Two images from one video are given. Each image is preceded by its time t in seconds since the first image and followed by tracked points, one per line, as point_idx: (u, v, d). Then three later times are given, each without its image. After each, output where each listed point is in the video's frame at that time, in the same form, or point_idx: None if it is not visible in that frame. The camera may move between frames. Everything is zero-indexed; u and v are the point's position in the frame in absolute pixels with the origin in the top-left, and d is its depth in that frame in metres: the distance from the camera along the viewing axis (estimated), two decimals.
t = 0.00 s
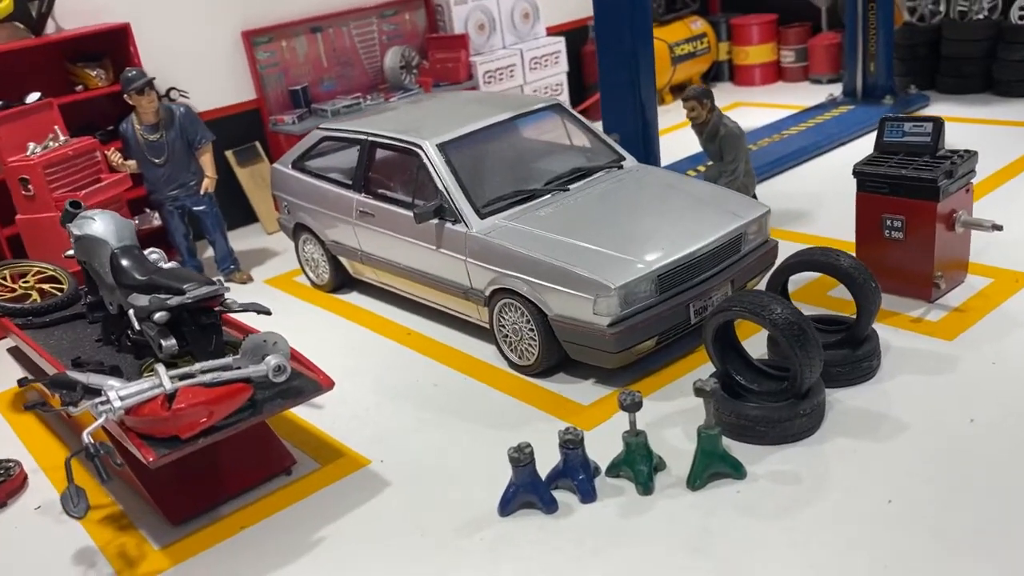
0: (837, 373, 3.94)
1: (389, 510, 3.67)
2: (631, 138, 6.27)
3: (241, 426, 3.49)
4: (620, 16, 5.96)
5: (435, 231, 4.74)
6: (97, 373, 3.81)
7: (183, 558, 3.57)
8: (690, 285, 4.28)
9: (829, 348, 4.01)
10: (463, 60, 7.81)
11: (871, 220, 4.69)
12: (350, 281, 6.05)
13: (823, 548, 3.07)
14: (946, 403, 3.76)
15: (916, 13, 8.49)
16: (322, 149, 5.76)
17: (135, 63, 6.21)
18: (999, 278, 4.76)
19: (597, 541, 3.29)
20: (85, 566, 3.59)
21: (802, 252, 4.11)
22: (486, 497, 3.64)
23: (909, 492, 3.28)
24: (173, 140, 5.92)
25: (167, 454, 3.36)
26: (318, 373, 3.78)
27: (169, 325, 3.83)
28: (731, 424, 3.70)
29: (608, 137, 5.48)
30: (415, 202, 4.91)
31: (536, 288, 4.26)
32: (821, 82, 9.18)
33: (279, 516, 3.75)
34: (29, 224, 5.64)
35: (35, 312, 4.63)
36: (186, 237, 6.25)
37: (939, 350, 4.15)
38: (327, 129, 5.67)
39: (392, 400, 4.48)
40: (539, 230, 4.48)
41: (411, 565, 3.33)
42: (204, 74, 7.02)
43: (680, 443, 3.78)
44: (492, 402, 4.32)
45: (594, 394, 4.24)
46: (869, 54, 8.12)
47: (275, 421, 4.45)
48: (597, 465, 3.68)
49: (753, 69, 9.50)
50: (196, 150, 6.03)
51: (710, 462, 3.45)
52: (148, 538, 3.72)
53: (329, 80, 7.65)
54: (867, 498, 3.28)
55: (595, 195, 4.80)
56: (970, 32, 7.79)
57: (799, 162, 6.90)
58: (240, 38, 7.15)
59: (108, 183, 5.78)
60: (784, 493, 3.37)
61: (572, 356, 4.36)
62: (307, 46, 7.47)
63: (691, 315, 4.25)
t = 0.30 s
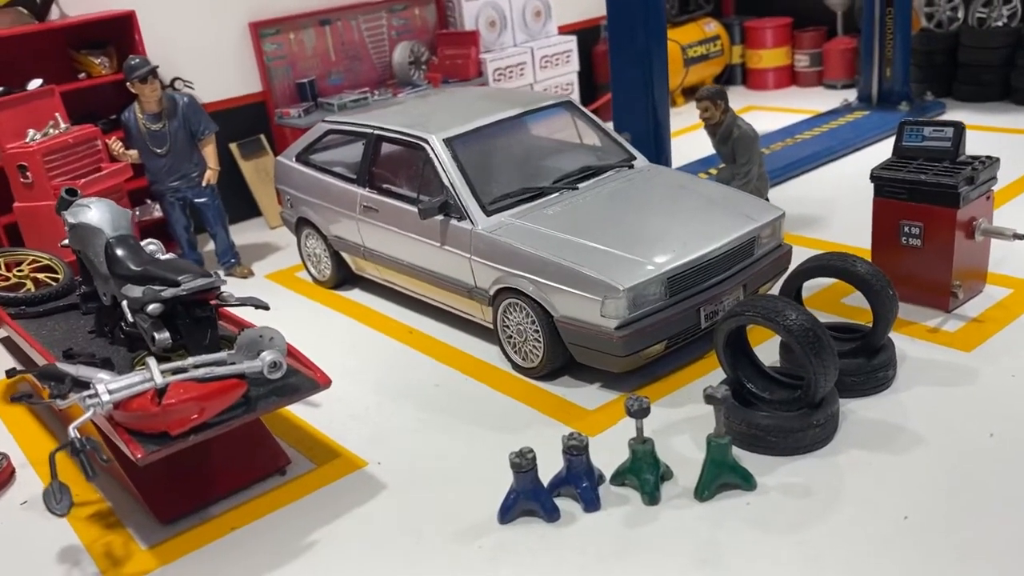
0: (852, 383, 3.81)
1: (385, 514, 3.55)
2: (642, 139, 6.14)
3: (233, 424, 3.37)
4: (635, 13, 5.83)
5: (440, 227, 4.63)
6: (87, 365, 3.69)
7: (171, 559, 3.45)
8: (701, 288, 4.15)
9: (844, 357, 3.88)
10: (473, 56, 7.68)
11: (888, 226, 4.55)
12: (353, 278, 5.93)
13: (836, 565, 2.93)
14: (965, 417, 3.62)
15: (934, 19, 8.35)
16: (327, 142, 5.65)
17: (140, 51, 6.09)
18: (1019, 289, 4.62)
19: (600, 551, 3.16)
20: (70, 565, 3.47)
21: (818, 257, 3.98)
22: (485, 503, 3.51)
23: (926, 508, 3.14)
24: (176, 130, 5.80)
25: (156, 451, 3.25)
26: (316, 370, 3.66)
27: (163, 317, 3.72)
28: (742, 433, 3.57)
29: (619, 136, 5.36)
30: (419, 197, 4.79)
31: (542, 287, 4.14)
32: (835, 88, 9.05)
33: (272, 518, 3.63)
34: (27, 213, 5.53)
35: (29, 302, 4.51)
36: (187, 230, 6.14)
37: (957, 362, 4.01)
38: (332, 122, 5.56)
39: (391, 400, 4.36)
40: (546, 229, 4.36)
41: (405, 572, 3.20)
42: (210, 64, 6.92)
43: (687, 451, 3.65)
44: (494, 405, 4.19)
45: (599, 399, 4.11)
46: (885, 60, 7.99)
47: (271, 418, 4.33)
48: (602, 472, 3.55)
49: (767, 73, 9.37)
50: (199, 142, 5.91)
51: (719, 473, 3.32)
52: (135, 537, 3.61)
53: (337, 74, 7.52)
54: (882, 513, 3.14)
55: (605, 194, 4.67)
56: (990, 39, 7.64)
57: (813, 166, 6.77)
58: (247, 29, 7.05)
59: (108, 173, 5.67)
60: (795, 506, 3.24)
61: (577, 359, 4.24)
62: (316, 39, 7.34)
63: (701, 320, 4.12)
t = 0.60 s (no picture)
0: (869, 396, 3.64)
1: (377, 517, 3.38)
2: (655, 139, 5.98)
3: (220, 417, 3.21)
4: (651, 10, 5.69)
5: (444, 221, 4.47)
6: (71, 352, 3.53)
7: (151, 557, 3.29)
8: (714, 292, 3.98)
9: (861, 367, 3.71)
10: (484, 52, 7.53)
11: (909, 234, 4.38)
12: (353, 273, 5.77)
13: None
14: (987, 434, 3.45)
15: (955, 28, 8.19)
16: (331, 132, 5.50)
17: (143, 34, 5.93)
18: None
19: (602, 564, 2.99)
20: (45, 560, 3.31)
21: (837, 263, 3.82)
22: (483, 508, 3.34)
23: (949, 528, 2.97)
24: (177, 116, 5.65)
25: (138, 443, 3.09)
26: (309, 364, 3.50)
27: (152, 304, 3.56)
28: (754, 444, 3.40)
29: (631, 133, 5.20)
30: (424, 190, 4.64)
31: (548, 286, 3.98)
32: (851, 96, 8.89)
33: (258, 517, 3.47)
34: (21, 195, 5.37)
35: (16, 285, 4.34)
36: (185, 218, 5.99)
37: (979, 377, 3.84)
38: (337, 112, 5.40)
39: (388, 398, 4.20)
40: (554, 225, 4.21)
41: None
42: (215, 51, 6.77)
43: (695, 461, 3.49)
44: (494, 406, 4.02)
45: (605, 404, 3.94)
46: (904, 68, 7.82)
47: (263, 413, 4.17)
48: (605, 481, 3.39)
49: (781, 80, 9.22)
50: (200, 128, 5.76)
51: (730, 485, 3.15)
52: (115, 533, 3.45)
53: (344, 66, 7.37)
54: (902, 532, 2.97)
55: (617, 192, 4.51)
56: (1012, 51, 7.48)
57: (828, 174, 6.61)
58: (254, 17, 6.90)
59: (106, 157, 5.52)
60: (810, 522, 3.07)
61: (583, 362, 4.07)
62: (324, 30, 7.21)
63: (713, 325, 3.96)
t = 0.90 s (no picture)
0: (882, 401, 3.47)
1: (362, 513, 3.22)
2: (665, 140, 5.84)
3: (200, 403, 3.07)
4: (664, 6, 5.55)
5: (444, 213, 4.33)
6: (50, 333, 3.39)
7: (124, 548, 3.14)
8: (721, 290, 3.83)
9: (874, 371, 3.55)
10: (492, 51, 7.41)
11: (926, 237, 4.22)
12: (351, 268, 5.63)
13: None
14: (1006, 442, 3.28)
15: (973, 39, 8.04)
16: (333, 123, 5.37)
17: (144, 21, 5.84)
18: None
19: (596, 567, 2.83)
20: (14, 549, 3.17)
21: (851, 262, 3.66)
22: (473, 507, 3.18)
23: (965, 539, 2.80)
24: (175, 104, 5.53)
25: (112, 427, 2.94)
26: (297, 352, 3.35)
27: (135, 286, 3.43)
28: (760, 446, 3.24)
29: (640, 130, 5.05)
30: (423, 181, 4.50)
31: (549, 279, 3.82)
32: (865, 106, 8.74)
33: (239, 510, 3.31)
34: (13, 179, 5.25)
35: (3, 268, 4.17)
36: (182, 209, 5.86)
37: (997, 384, 3.68)
38: (338, 101, 5.27)
39: (381, 392, 4.04)
40: (557, 218, 4.06)
41: None
42: (219, 42, 6.66)
43: (698, 464, 3.33)
44: (490, 403, 3.87)
45: (605, 404, 3.78)
46: (920, 77, 7.70)
47: (251, 405, 4.03)
48: (603, 481, 3.23)
49: (795, 89, 9.09)
50: (199, 117, 5.64)
51: (733, 488, 2.99)
52: (89, 523, 3.30)
53: (350, 62, 7.26)
54: (914, 542, 2.80)
55: (623, 187, 4.37)
56: None
57: (841, 181, 6.45)
58: (260, 9, 6.79)
59: (101, 143, 5.40)
60: (817, 529, 2.90)
61: (583, 360, 3.91)
62: (330, 24, 7.08)
63: (720, 324, 3.79)
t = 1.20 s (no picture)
0: (889, 407, 3.32)
1: (342, 509, 3.09)
2: (673, 140, 5.72)
3: (176, 389, 2.95)
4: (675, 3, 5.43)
5: (441, 205, 4.21)
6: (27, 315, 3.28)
7: (93, 539, 3.02)
8: (724, 289, 3.69)
9: (880, 377, 3.40)
10: (501, 49, 7.30)
11: (938, 241, 4.07)
12: (348, 263, 5.52)
13: None
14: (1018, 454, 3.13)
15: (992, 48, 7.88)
16: (333, 114, 5.26)
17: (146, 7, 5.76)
18: None
19: (584, 571, 2.69)
20: None
21: (860, 263, 3.52)
22: (458, 506, 3.05)
23: (973, 552, 2.65)
24: (174, 91, 5.43)
25: (82, 411, 2.82)
26: (280, 340, 3.22)
27: (116, 268, 3.31)
28: (759, 451, 3.10)
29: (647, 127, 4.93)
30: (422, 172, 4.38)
31: (546, 274, 3.69)
32: (879, 116, 8.59)
33: (215, 503, 3.19)
34: (6, 163, 5.15)
35: None
36: (179, 199, 5.76)
37: (1009, 394, 3.52)
38: (339, 91, 5.17)
39: (369, 386, 3.92)
40: (556, 212, 3.93)
41: None
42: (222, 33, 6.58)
43: (694, 468, 3.19)
44: (482, 401, 3.73)
45: (601, 404, 3.65)
46: (936, 85, 7.56)
47: (236, 396, 3.91)
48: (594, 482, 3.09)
49: (808, 96, 8.96)
50: (199, 105, 5.55)
51: (729, 492, 2.85)
52: (60, 512, 3.18)
53: (357, 56, 7.16)
54: (919, 554, 2.66)
55: (626, 183, 4.24)
56: None
57: (852, 188, 6.31)
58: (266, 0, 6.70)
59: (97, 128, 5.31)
60: (817, 538, 2.75)
61: (580, 359, 3.78)
62: (337, 17, 6.98)
63: (722, 325, 3.65)
